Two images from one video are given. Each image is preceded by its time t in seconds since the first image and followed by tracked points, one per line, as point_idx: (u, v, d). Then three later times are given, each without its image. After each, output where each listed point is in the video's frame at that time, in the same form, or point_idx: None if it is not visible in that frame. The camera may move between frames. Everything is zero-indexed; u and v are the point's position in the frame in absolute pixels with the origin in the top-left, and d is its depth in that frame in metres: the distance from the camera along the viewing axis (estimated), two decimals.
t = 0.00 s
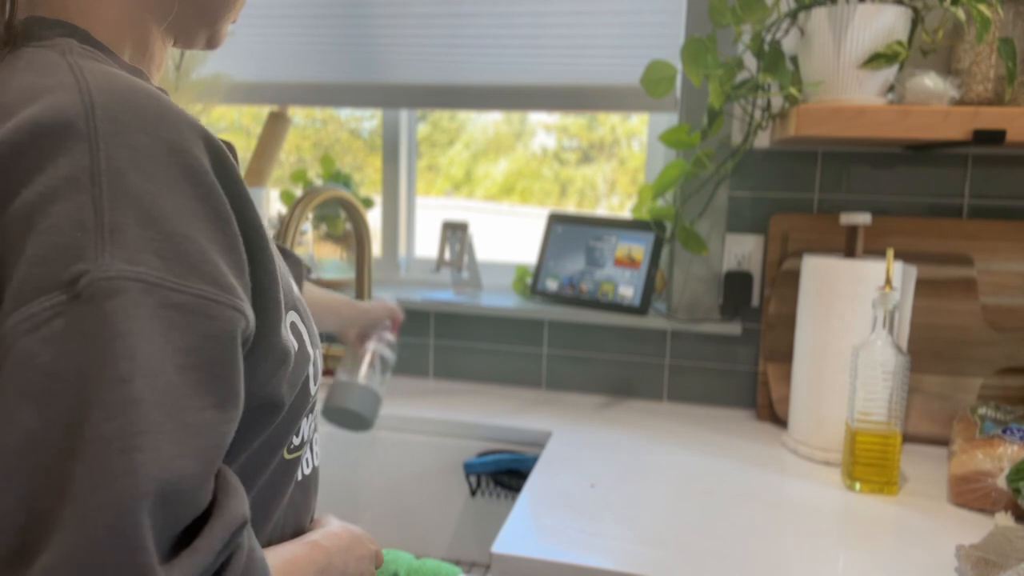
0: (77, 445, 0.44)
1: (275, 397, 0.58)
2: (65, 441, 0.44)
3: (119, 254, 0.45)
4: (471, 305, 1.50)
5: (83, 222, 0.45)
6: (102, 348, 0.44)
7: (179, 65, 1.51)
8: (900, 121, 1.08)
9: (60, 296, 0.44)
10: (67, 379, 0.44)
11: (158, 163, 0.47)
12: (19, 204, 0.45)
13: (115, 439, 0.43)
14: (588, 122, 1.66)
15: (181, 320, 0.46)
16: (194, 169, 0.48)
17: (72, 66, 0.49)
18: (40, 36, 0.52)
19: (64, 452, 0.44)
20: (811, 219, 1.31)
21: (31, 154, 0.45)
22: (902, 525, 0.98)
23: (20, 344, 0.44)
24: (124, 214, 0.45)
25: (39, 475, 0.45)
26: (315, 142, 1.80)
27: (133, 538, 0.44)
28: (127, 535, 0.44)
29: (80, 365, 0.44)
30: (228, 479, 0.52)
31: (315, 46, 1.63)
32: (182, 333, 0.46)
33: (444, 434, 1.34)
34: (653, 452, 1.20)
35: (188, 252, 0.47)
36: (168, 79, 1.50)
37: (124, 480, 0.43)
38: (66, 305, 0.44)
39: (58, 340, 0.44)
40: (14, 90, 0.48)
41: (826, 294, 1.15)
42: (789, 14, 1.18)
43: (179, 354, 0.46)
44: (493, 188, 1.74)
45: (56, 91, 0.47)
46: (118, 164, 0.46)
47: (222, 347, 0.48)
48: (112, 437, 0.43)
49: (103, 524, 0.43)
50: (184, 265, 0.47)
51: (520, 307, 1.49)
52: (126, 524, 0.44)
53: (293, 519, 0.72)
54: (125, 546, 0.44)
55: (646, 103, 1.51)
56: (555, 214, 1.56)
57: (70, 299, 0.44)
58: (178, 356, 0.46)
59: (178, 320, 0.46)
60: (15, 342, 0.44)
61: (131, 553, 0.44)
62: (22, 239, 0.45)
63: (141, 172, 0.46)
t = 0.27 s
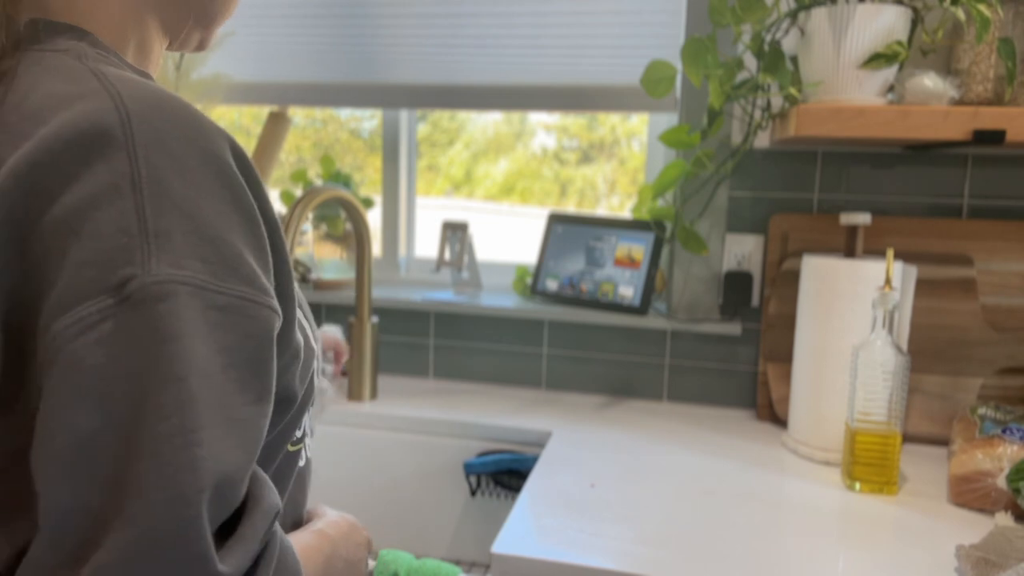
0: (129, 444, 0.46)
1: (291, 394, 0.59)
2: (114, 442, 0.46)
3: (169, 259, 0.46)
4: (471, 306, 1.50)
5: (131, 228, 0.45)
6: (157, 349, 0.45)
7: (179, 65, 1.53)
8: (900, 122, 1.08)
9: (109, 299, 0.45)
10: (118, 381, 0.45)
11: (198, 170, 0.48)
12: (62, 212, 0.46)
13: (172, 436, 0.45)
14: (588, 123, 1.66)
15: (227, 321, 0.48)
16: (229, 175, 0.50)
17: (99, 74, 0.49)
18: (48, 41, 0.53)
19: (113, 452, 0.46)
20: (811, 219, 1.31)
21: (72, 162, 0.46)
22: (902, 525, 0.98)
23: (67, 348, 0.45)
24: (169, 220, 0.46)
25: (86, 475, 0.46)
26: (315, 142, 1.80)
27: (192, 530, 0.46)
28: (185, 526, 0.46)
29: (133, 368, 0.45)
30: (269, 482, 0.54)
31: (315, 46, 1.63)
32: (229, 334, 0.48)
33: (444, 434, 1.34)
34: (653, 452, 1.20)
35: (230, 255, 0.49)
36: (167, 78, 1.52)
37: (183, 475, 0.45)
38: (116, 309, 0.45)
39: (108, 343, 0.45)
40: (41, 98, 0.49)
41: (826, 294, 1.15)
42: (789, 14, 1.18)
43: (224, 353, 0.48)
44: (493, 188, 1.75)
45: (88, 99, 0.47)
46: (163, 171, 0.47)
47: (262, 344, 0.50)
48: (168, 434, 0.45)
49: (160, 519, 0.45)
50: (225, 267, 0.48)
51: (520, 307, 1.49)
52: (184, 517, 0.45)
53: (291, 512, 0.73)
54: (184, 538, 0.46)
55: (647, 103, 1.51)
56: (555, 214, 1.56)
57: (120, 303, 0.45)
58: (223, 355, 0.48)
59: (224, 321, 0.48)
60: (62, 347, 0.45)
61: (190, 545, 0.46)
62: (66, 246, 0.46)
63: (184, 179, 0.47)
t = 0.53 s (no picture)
0: (149, 431, 0.47)
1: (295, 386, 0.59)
2: (135, 428, 0.47)
3: (186, 248, 0.48)
4: (470, 306, 1.50)
5: (149, 219, 0.47)
6: (178, 335, 0.47)
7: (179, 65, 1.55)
8: (900, 122, 1.08)
9: (128, 288, 0.47)
10: (138, 368, 0.47)
11: (210, 162, 0.49)
12: (79, 204, 0.47)
13: (194, 419, 0.46)
14: (588, 123, 1.67)
15: (242, 307, 0.49)
16: (239, 167, 0.51)
17: (109, 71, 0.50)
18: (49, 39, 0.53)
19: (133, 438, 0.47)
20: (811, 219, 1.31)
21: (89, 156, 0.47)
22: (902, 525, 0.98)
23: (87, 336, 0.46)
24: (185, 211, 0.48)
25: (107, 463, 0.46)
26: (315, 142, 1.80)
27: (217, 511, 0.47)
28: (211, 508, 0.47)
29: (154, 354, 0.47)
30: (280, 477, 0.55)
31: (315, 46, 1.63)
32: (244, 321, 0.49)
33: (444, 434, 1.34)
34: (653, 452, 1.20)
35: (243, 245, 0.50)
36: (166, 77, 1.53)
37: (207, 457, 0.46)
38: (135, 297, 0.47)
39: (127, 330, 0.46)
40: (51, 96, 0.49)
41: (826, 294, 1.15)
42: (789, 14, 1.18)
43: (242, 340, 0.49)
44: (493, 188, 1.75)
45: (99, 95, 0.48)
46: (177, 165, 0.48)
47: (276, 332, 0.51)
48: (191, 418, 0.46)
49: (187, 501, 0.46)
50: (240, 257, 0.50)
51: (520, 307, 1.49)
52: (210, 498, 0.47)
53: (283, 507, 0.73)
54: (211, 519, 0.47)
55: (647, 103, 1.51)
56: (555, 214, 1.56)
57: (140, 291, 0.47)
58: (239, 342, 0.49)
59: (240, 308, 0.49)
60: (81, 333, 0.46)
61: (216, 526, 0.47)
62: (84, 237, 0.47)
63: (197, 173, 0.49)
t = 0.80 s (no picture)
0: (201, 386, 0.51)
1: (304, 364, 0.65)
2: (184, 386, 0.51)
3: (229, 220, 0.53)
4: (470, 306, 1.50)
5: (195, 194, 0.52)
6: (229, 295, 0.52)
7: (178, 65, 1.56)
8: (900, 122, 1.08)
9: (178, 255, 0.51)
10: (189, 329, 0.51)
11: (243, 145, 0.55)
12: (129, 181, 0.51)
13: (249, 370, 0.51)
14: (588, 123, 1.67)
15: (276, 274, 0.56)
16: (266, 151, 0.57)
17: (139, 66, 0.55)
18: (65, 36, 0.57)
19: (184, 395, 0.51)
20: (811, 219, 1.31)
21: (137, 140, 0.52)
22: (902, 525, 0.98)
23: (143, 299, 0.50)
24: (226, 187, 0.54)
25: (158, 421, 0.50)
26: (315, 142, 1.80)
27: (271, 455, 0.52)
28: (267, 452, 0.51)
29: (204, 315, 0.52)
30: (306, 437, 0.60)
31: (315, 46, 1.63)
32: (279, 286, 0.56)
33: (444, 434, 1.34)
34: (653, 452, 1.20)
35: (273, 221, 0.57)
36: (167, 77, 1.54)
37: (263, 404, 0.51)
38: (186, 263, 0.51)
39: (180, 293, 0.51)
40: (84, 88, 0.54)
41: (826, 294, 1.15)
42: (789, 14, 1.18)
43: (279, 302, 0.55)
44: (493, 188, 1.76)
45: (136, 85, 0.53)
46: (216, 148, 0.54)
47: (306, 297, 0.57)
48: (244, 368, 0.51)
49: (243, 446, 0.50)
50: (274, 230, 0.56)
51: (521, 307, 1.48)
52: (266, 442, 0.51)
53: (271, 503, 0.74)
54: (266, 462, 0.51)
55: (647, 103, 1.51)
56: (555, 214, 1.56)
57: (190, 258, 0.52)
58: (278, 305, 0.55)
59: (276, 273, 0.55)
60: (137, 298, 0.50)
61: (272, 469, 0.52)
62: (135, 211, 0.51)
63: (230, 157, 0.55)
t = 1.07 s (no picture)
0: (259, 382, 0.53)
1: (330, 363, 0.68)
2: (244, 382, 0.52)
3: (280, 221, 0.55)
4: (470, 306, 1.50)
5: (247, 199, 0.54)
6: (287, 292, 0.54)
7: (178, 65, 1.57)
8: (900, 122, 1.08)
9: (235, 255, 0.53)
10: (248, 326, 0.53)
11: (288, 152, 0.58)
12: (184, 183, 0.52)
13: (308, 364, 0.54)
14: (588, 123, 1.67)
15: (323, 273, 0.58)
16: (305, 156, 0.60)
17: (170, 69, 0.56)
18: (94, 40, 0.57)
19: (248, 391, 0.52)
20: (811, 219, 1.31)
21: (189, 143, 0.53)
22: (902, 525, 0.98)
23: (201, 298, 0.51)
24: (275, 190, 0.55)
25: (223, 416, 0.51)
26: (315, 142, 1.80)
27: (334, 443, 0.54)
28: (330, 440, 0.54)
29: (265, 313, 0.54)
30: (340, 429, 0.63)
31: (314, 46, 1.63)
32: (327, 282, 0.58)
33: (444, 434, 1.34)
34: (653, 452, 1.21)
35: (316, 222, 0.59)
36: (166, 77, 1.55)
37: (322, 396, 0.54)
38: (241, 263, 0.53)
39: (237, 293, 0.53)
40: (125, 90, 0.54)
41: (826, 294, 1.15)
42: (789, 14, 1.18)
43: (326, 301, 0.57)
44: (493, 188, 1.78)
45: (175, 89, 0.54)
46: (262, 154, 0.56)
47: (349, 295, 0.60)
48: (302, 363, 0.53)
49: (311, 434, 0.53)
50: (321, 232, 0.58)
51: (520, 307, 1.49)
52: (331, 431, 0.54)
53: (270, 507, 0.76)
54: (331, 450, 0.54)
55: (647, 103, 1.51)
56: (555, 214, 1.56)
57: (247, 258, 0.53)
58: (327, 303, 0.57)
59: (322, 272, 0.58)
60: (196, 299, 0.51)
61: (335, 457, 0.54)
62: (187, 212, 0.52)
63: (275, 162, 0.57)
